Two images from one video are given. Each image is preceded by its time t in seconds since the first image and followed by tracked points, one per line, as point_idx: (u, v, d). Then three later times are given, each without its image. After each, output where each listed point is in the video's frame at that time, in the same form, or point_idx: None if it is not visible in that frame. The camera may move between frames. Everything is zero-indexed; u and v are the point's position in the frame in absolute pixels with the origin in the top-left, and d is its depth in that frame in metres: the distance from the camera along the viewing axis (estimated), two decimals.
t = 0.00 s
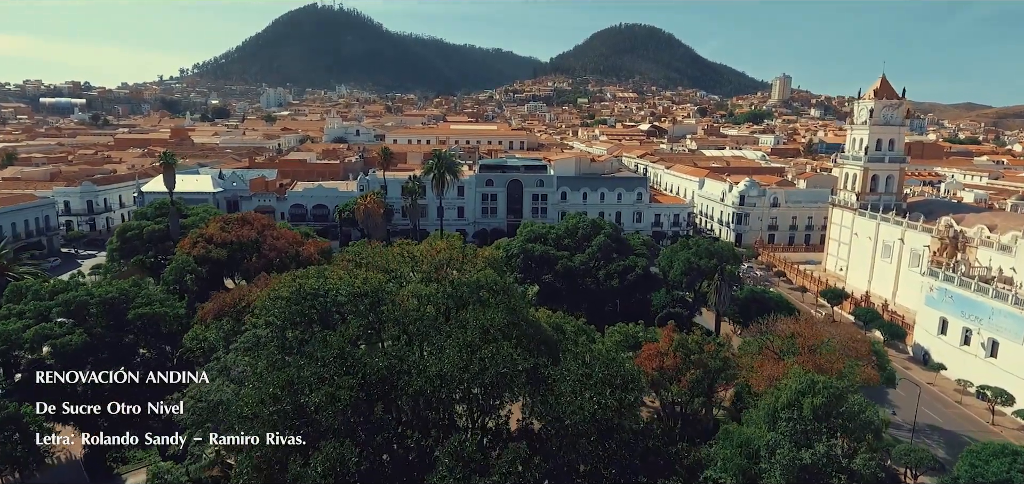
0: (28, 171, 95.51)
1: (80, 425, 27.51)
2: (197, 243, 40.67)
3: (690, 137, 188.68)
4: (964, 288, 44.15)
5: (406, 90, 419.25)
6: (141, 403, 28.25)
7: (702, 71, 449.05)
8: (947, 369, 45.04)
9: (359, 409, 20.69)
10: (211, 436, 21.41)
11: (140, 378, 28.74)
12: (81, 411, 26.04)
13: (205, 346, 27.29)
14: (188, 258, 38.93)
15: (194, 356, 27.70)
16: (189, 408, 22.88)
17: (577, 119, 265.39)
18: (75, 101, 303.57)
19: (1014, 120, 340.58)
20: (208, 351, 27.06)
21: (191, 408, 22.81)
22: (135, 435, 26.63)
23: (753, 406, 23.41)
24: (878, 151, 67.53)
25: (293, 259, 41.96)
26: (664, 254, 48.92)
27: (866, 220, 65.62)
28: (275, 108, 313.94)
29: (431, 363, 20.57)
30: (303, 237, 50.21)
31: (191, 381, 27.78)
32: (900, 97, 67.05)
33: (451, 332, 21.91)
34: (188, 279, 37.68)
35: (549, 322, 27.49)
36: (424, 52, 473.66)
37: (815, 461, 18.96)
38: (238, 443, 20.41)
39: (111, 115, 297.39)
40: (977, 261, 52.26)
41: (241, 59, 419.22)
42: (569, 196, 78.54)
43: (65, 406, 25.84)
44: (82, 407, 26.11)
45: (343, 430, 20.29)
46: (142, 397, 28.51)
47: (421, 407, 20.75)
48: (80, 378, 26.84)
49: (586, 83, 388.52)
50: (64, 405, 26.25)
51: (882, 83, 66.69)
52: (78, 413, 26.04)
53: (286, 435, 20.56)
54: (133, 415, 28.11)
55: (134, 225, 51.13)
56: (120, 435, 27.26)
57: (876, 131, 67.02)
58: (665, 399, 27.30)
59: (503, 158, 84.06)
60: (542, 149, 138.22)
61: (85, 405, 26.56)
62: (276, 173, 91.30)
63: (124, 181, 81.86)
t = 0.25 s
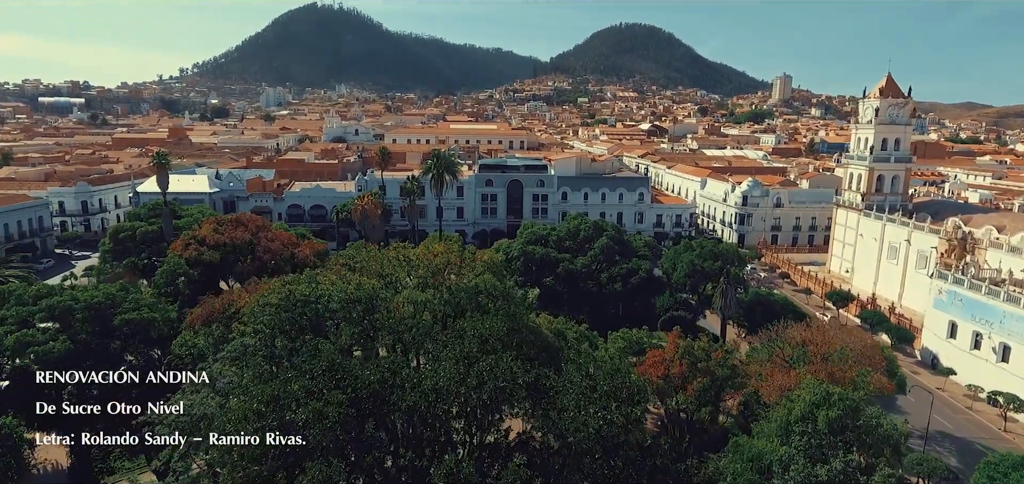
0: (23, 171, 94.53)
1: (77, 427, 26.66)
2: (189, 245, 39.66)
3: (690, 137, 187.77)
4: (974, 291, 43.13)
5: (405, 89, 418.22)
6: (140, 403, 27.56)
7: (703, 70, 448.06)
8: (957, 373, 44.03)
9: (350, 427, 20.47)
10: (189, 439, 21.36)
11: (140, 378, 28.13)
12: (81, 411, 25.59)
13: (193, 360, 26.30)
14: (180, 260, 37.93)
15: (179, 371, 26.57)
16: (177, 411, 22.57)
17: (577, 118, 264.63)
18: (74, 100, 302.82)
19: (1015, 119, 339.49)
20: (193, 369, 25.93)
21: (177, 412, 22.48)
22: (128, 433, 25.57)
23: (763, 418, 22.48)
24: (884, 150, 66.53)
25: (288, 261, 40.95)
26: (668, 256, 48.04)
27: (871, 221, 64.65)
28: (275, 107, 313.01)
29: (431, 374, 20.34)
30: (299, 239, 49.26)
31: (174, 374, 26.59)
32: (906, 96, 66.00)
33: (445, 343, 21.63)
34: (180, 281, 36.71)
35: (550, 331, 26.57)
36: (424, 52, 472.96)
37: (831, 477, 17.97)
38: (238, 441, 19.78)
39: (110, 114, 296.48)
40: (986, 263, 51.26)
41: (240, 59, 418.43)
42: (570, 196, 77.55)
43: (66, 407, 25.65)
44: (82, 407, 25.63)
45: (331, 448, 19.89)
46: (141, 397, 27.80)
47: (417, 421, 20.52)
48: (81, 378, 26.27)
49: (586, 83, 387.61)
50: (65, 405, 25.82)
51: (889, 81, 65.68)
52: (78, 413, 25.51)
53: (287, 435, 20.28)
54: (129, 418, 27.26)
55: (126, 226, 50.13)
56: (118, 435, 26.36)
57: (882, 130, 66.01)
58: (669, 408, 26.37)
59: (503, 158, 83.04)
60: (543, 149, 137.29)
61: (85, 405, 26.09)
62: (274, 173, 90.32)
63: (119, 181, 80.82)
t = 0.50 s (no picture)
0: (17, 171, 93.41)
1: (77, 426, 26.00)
2: (179, 248, 38.57)
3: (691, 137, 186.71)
4: (986, 295, 42.00)
5: (405, 89, 417.02)
6: (140, 403, 26.96)
7: (703, 70, 446.81)
8: (969, 379, 42.94)
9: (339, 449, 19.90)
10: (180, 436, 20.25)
11: (140, 379, 27.61)
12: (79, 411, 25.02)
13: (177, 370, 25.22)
14: (170, 264, 36.95)
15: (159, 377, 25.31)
16: (176, 410, 22.00)
17: (577, 118, 263.37)
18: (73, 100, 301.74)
19: (1016, 119, 338.09)
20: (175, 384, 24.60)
21: (176, 412, 21.85)
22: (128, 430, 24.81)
23: (778, 433, 21.59)
24: (890, 150, 65.42)
25: (282, 265, 39.87)
26: (672, 258, 47.07)
27: (878, 223, 63.58)
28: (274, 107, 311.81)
29: (428, 392, 19.84)
30: (294, 241, 48.15)
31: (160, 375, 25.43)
32: (913, 95, 64.86)
33: (439, 358, 21.24)
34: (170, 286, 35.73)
35: (551, 340, 25.75)
36: (424, 51, 471.82)
37: None
38: (237, 441, 19.18)
39: (109, 113, 295.34)
40: (997, 265, 50.15)
41: (240, 59, 417.40)
42: (571, 197, 76.45)
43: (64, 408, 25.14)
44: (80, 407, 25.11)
45: (318, 471, 19.31)
46: (142, 397, 27.20)
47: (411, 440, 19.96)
48: (81, 378, 25.89)
49: (586, 82, 386.37)
50: (65, 405, 25.34)
51: (895, 80, 64.49)
52: (78, 412, 24.98)
53: (287, 433, 19.26)
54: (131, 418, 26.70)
55: (118, 228, 49.03)
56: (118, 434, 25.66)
57: (889, 130, 64.82)
58: (674, 419, 25.32)
59: (503, 157, 81.92)
60: (543, 148, 136.22)
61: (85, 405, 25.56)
62: (271, 173, 89.25)
63: (114, 182, 79.76)
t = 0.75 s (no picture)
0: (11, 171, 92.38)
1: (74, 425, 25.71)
2: (171, 251, 37.60)
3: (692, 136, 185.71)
4: (998, 298, 40.97)
5: (405, 88, 416.02)
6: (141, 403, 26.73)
7: (703, 69, 445.52)
8: (981, 384, 41.89)
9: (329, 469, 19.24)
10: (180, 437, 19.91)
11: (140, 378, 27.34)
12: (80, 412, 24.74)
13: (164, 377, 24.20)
14: (161, 268, 36.02)
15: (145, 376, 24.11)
16: (175, 411, 20.92)
17: (578, 118, 262.34)
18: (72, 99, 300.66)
19: (1017, 118, 336.85)
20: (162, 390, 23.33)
21: (178, 413, 20.84)
22: (129, 430, 24.38)
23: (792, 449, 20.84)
24: (896, 150, 64.43)
25: (276, 267, 38.88)
26: (675, 261, 46.10)
27: (884, 224, 62.59)
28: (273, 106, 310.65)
29: (421, 411, 19.06)
30: (290, 243, 47.24)
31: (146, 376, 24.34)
32: (919, 94, 63.85)
33: (434, 367, 20.74)
34: (160, 290, 34.80)
35: (553, 348, 24.96)
36: (424, 51, 470.86)
37: None
38: (236, 442, 18.67)
39: (108, 113, 294.24)
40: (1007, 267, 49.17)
41: (239, 58, 416.33)
42: (572, 197, 75.47)
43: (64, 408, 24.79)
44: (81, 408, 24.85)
45: None
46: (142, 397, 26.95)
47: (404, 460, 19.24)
48: (81, 378, 25.51)
49: (587, 82, 385.18)
50: (65, 404, 25.02)
51: (901, 79, 63.52)
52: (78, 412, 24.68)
53: (287, 434, 18.99)
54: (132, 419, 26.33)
55: (110, 229, 48.06)
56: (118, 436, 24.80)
57: (895, 129, 63.86)
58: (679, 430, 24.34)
59: (503, 157, 80.91)
60: (543, 148, 135.23)
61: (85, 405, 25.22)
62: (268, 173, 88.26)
63: (109, 182, 78.77)
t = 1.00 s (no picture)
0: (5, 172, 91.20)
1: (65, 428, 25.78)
2: (160, 254, 36.36)
3: (693, 136, 184.44)
4: (1013, 303, 39.71)
5: (404, 88, 414.47)
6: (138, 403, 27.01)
7: (704, 69, 444.29)
8: (995, 391, 40.64)
9: None
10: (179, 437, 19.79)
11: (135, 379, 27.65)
12: (80, 411, 25.17)
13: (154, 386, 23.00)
14: (149, 272, 34.90)
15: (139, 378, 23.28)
16: (175, 411, 21.01)
17: (578, 117, 260.97)
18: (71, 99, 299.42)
19: (1019, 118, 335.31)
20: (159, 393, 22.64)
21: (176, 412, 20.93)
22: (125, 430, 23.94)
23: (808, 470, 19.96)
24: (903, 150, 63.24)
25: (269, 271, 37.89)
26: (680, 264, 44.85)
27: (891, 226, 61.42)
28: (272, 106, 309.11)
29: (412, 435, 18.28)
30: (285, 245, 46.16)
31: (138, 377, 23.40)
32: (927, 93, 62.59)
33: (430, 384, 19.95)
34: (148, 295, 33.75)
35: (553, 357, 24.13)
36: (424, 50, 469.54)
37: None
38: (237, 441, 18.81)
39: (107, 113, 293.02)
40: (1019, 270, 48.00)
41: (239, 58, 415.19)
42: (573, 198, 74.34)
43: (64, 406, 25.14)
44: (83, 407, 25.24)
45: None
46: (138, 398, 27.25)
47: None
48: (81, 378, 25.72)
49: (587, 82, 384.01)
50: (64, 405, 25.16)
51: (908, 78, 62.36)
52: (78, 412, 24.80)
53: (288, 432, 19.12)
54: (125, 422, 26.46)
55: (100, 232, 46.95)
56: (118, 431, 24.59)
57: (902, 129, 62.67)
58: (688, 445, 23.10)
59: (503, 157, 79.62)
60: (543, 148, 134.14)
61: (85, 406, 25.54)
62: (265, 173, 87.18)
63: (103, 182, 77.66)
